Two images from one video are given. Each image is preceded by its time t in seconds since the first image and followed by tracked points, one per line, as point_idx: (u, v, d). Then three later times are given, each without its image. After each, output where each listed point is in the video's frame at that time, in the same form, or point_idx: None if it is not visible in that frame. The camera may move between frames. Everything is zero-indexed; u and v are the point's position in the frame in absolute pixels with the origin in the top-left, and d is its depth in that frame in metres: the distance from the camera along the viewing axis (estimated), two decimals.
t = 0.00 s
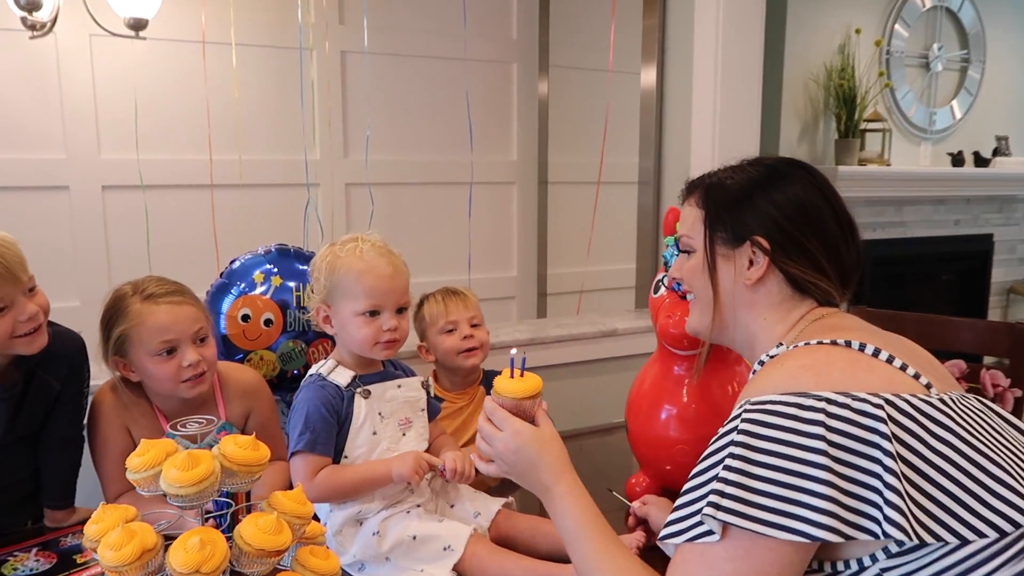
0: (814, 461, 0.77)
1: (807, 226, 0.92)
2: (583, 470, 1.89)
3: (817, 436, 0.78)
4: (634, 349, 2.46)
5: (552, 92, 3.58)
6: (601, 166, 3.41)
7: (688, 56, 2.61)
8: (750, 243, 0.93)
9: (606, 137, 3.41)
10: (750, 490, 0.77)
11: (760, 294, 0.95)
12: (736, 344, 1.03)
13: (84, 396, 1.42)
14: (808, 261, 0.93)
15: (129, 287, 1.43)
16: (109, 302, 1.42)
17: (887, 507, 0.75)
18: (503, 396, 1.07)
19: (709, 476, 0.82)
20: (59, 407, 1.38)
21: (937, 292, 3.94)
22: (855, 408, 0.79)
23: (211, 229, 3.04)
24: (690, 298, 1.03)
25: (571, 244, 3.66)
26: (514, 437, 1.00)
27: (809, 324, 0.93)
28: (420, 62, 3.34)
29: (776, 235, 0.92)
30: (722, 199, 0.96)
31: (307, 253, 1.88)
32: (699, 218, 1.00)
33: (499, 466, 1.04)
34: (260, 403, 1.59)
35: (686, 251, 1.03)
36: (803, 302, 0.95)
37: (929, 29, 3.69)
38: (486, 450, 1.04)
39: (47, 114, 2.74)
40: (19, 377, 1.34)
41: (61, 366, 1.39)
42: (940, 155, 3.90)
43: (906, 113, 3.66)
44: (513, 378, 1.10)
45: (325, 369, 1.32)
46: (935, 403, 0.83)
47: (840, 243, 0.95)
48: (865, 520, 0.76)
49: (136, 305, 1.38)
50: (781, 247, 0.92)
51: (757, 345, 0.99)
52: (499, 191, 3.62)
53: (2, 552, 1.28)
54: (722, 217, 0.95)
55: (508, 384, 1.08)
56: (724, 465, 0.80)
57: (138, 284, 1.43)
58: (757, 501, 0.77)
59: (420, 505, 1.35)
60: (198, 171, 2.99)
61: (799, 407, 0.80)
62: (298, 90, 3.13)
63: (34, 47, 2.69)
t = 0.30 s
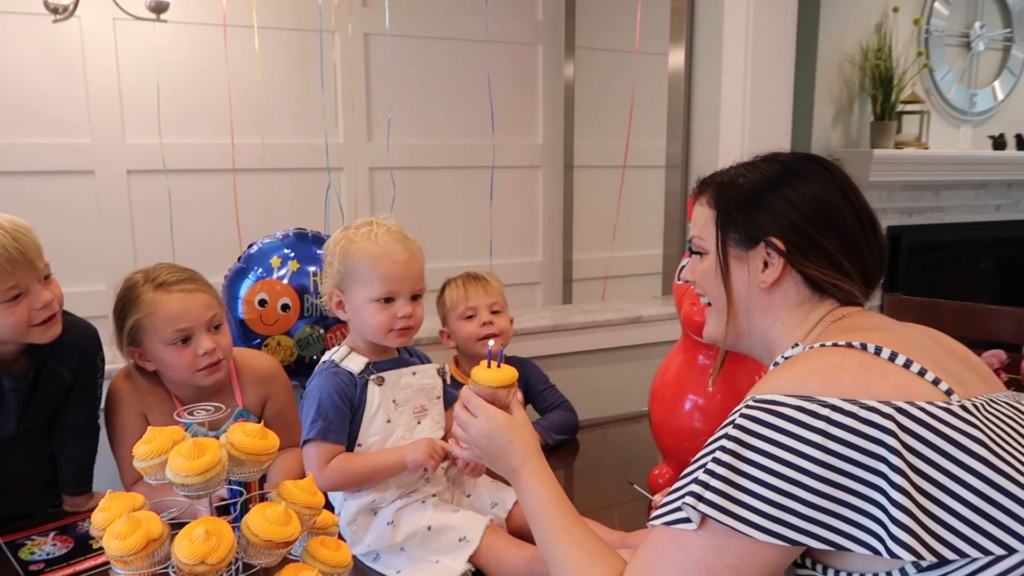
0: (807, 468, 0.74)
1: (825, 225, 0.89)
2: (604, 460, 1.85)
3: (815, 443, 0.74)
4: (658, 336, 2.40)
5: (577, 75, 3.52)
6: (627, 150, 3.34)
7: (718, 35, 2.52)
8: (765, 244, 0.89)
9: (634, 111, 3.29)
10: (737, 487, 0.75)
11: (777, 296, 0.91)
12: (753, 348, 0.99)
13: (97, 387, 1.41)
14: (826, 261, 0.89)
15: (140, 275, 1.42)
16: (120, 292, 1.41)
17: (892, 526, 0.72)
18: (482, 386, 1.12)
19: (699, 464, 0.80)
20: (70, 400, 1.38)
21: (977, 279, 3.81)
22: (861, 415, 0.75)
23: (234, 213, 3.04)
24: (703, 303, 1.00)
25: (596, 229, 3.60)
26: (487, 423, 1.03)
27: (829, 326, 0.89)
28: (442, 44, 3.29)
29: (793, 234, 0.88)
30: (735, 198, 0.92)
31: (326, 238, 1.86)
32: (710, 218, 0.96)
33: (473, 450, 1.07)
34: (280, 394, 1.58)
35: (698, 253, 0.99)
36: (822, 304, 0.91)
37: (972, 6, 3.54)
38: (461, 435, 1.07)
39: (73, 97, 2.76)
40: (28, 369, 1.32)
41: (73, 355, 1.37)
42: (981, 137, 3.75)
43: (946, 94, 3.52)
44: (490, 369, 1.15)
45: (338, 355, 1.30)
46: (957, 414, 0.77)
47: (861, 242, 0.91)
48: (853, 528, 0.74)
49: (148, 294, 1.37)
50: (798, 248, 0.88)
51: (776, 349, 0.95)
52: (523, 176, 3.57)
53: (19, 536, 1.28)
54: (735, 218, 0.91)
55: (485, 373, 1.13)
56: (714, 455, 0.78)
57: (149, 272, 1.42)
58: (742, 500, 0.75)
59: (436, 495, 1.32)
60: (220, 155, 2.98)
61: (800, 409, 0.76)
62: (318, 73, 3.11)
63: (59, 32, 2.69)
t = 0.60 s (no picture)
0: (816, 472, 0.75)
1: (848, 224, 0.90)
2: (642, 451, 1.82)
3: (826, 448, 0.75)
4: (699, 326, 2.35)
5: (618, 60, 3.46)
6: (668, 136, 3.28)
7: (762, 18, 2.42)
8: (786, 246, 0.91)
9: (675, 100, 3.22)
10: (745, 489, 0.77)
11: (801, 299, 0.93)
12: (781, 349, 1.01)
13: (137, 373, 1.42)
14: (851, 260, 0.91)
15: (177, 263, 1.43)
16: (158, 278, 1.42)
17: (907, 534, 0.72)
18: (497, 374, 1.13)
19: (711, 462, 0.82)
20: (111, 386, 1.39)
21: None
22: (878, 422, 0.75)
23: (273, 200, 3.07)
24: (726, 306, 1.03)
25: (636, 217, 3.54)
26: (500, 410, 1.05)
27: (855, 328, 0.91)
28: (480, 29, 3.26)
29: (815, 236, 0.89)
30: (754, 200, 0.94)
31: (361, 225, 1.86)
32: (730, 222, 0.99)
33: (488, 436, 1.09)
34: (317, 384, 1.59)
35: (720, 256, 1.01)
36: (849, 305, 0.93)
37: None
38: (475, 422, 1.10)
39: (118, 85, 2.81)
40: (72, 355, 1.34)
41: (115, 343, 1.38)
42: None
43: (1005, 76, 3.36)
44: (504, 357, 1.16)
45: (370, 342, 1.31)
46: (984, 420, 0.75)
47: (887, 239, 0.93)
48: (867, 533, 0.75)
49: (185, 282, 1.38)
50: (820, 248, 0.89)
51: (804, 350, 0.97)
52: (562, 163, 3.55)
53: (63, 516, 1.31)
54: (755, 221, 0.93)
55: (498, 363, 1.14)
56: (724, 456, 0.79)
57: (185, 259, 1.43)
58: (751, 501, 0.76)
59: (468, 485, 1.31)
60: (260, 142, 3.01)
61: (813, 413, 0.77)
62: (354, 59, 3.10)
63: (105, 22, 2.74)
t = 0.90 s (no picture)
0: (843, 472, 0.78)
1: (889, 222, 0.88)
2: (682, 447, 1.79)
3: (854, 448, 0.78)
4: (742, 321, 2.30)
5: (663, 50, 3.40)
6: (712, 127, 3.27)
7: (811, 4, 2.35)
8: (825, 246, 0.88)
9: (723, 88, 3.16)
10: (771, 486, 0.80)
11: (840, 300, 0.91)
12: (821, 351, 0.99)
13: (183, 362, 1.45)
14: (892, 259, 0.88)
15: (218, 256, 1.45)
16: (201, 270, 1.46)
17: (934, 536, 0.74)
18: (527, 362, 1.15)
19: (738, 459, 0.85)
20: (159, 374, 1.42)
21: None
22: (907, 423, 0.77)
23: (316, 194, 3.11)
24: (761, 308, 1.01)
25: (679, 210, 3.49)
26: (529, 398, 1.08)
27: (895, 328, 0.89)
28: (522, 20, 3.24)
29: (854, 234, 0.87)
30: (791, 198, 0.92)
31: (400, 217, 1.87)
32: (766, 221, 0.97)
33: (519, 423, 1.12)
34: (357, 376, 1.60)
35: (757, 256, 1.00)
36: (889, 306, 0.90)
37: None
38: (506, 410, 1.12)
39: (168, 82, 2.87)
40: (121, 344, 1.37)
41: (162, 332, 1.41)
42: None
43: None
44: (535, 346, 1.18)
45: (405, 334, 1.32)
46: (1018, 423, 0.76)
47: (931, 237, 0.90)
48: (893, 533, 0.78)
49: (226, 275, 1.41)
50: (859, 248, 0.87)
51: (844, 351, 0.95)
52: (604, 155, 3.51)
53: (111, 501, 1.36)
54: (791, 221, 0.91)
55: (531, 351, 1.15)
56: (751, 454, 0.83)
57: (226, 253, 1.45)
58: (776, 498, 0.80)
59: (503, 477, 1.31)
60: (304, 136, 3.05)
61: (842, 413, 0.80)
62: (396, 53, 3.11)
63: (156, 20, 2.81)
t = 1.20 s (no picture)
0: (857, 468, 0.77)
1: (911, 218, 0.86)
2: (697, 445, 1.78)
3: (869, 444, 0.77)
4: (762, 318, 2.26)
5: (683, 45, 3.37)
6: (733, 122, 3.14)
7: None
8: (844, 242, 0.87)
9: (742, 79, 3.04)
10: (783, 481, 0.79)
11: (858, 298, 0.89)
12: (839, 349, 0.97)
13: (198, 355, 1.46)
14: (913, 257, 0.86)
15: (234, 251, 1.47)
16: (217, 265, 1.47)
17: (949, 534, 0.73)
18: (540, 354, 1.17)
19: (750, 453, 0.84)
20: (174, 366, 1.43)
21: None
22: (924, 419, 0.76)
23: (335, 189, 3.12)
24: (777, 305, 0.99)
25: (699, 206, 3.45)
26: (542, 389, 1.10)
27: (915, 325, 0.87)
28: (540, 15, 3.23)
29: (875, 231, 0.85)
30: (810, 194, 0.90)
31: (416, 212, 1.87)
32: (786, 216, 0.95)
33: (531, 415, 1.14)
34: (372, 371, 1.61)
35: (775, 252, 0.98)
36: (910, 303, 0.89)
37: None
38: (518, 400, 1.14)
39: (189, 77, 2.90)
40: (137, 336, 1.39)
41: (177, 324, 1.42)
42: None
43: None
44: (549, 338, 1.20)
45: (417, 330, 1.33)
46: None
47: (954, 234, 0.87)
48: (906, 530, 0.76)
49: (241, 270, 1.42)
50: (880, 245, 0.85)
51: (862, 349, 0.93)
52: (623, 150, 3.49)
53: (128, 493, 1.38)
54: (810, 216, 0.90)
55: (544, 343, 1.18)
56: (764, 448, 0.82)
57: (241, 248, 1.46)
58: (788, 493, 0.79)
59: (517, 475, 1.31)
60: (323, 132, 3.06)
61: (857, 407, 0.78)
62: (415, 47, 3.11)
63: (179, 17, 2.84)
